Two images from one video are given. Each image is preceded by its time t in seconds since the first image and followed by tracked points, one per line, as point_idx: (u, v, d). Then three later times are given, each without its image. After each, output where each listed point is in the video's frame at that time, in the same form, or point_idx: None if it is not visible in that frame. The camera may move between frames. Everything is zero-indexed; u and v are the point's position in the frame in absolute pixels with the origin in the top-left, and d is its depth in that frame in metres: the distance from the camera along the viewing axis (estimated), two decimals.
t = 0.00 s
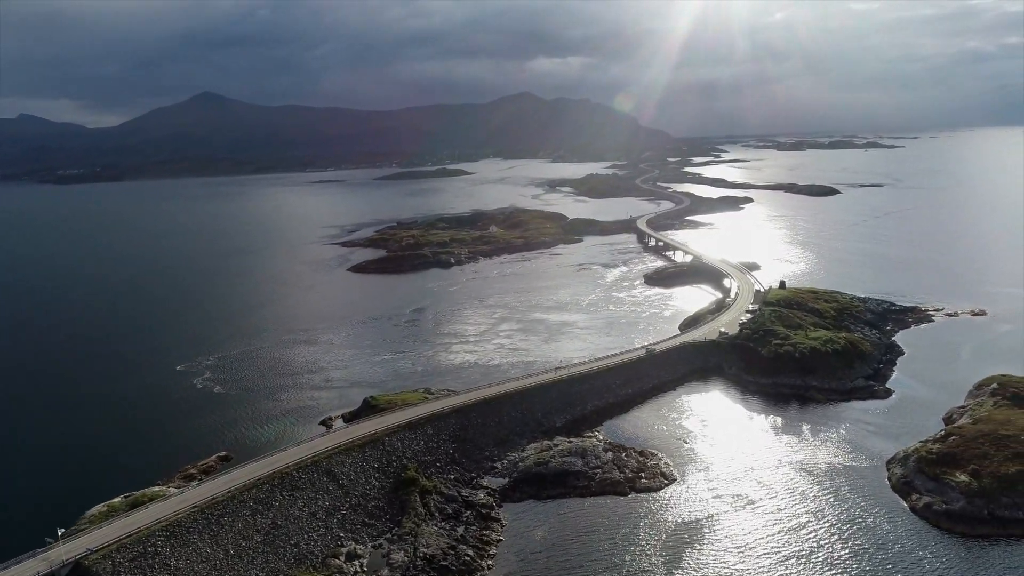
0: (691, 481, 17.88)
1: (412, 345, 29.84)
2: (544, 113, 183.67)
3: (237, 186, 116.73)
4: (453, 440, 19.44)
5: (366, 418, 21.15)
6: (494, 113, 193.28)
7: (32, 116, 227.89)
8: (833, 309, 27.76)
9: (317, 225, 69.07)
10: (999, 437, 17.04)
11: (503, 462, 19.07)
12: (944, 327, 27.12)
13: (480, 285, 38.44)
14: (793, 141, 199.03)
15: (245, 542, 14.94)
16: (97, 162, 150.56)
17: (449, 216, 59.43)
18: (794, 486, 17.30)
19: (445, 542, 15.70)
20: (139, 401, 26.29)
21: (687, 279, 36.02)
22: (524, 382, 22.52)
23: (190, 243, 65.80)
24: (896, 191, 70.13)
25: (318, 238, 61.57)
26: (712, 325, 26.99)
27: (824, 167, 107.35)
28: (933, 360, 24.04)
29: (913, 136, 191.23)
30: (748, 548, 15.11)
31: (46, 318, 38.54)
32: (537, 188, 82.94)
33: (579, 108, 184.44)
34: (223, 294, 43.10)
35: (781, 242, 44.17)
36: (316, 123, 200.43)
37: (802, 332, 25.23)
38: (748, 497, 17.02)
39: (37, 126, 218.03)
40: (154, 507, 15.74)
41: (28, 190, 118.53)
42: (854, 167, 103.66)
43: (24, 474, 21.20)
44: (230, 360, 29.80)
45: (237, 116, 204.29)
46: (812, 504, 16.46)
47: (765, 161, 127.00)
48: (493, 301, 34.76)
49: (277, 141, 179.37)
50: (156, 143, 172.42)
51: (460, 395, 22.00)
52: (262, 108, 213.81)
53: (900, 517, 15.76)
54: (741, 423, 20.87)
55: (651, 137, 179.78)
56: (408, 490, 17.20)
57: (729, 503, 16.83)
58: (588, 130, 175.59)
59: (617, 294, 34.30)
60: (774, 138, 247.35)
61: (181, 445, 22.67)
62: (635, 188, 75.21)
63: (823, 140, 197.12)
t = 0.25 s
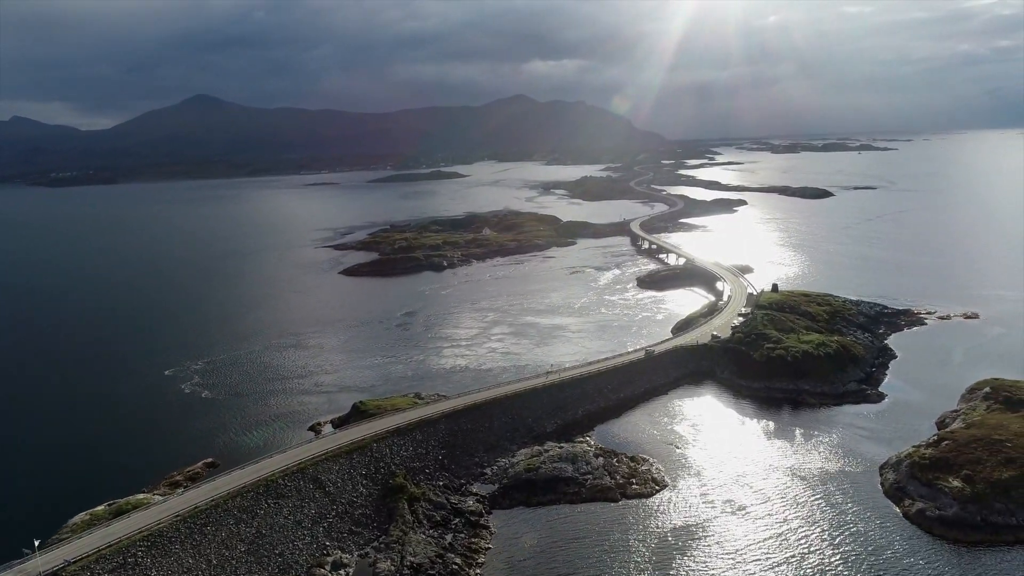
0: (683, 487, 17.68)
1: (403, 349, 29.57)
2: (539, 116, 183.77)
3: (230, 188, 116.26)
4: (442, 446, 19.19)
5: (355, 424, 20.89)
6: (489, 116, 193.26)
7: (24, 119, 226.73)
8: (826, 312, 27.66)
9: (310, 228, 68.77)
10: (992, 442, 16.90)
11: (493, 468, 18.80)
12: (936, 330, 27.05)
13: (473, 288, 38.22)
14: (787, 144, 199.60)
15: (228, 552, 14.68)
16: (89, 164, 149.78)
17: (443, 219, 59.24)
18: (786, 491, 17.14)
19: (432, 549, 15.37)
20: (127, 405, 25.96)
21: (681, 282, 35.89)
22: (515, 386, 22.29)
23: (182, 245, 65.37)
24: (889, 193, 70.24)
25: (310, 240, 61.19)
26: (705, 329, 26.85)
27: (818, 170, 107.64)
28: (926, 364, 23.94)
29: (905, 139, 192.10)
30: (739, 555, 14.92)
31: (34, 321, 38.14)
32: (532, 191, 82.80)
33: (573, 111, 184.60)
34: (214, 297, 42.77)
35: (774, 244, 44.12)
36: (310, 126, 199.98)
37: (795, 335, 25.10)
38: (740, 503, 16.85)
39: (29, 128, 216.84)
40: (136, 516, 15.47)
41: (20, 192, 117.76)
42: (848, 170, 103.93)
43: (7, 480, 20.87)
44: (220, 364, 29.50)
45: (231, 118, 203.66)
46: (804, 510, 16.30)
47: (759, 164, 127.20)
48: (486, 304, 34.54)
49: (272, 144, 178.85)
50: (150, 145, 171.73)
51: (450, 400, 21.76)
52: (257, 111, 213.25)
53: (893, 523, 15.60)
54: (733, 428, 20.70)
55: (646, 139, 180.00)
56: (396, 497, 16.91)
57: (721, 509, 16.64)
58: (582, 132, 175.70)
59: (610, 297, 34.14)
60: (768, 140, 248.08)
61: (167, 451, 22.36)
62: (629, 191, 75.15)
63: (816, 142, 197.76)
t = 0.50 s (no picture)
0: (673, 494, 17.45)
1: (392, 353, 29.30)
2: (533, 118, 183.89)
3: (223, 191, 115.74)
4: (430, 453, 18.92)
5: (342, 431, 20.62)
6: (483, 119, 193.28)
7: (16, 122, 225.50)
8: (818, 315, 27.54)
9: (302, 231, 68.42)
10: (984, 448, 16.75)
11: (481, 475, 18.53)
12: (928, 334, 26.96)
13: (464, 291, 37.98)
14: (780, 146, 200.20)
15: (208, 563, 14.37)
16: (81, 167, 148.93)
17: (435, 222, 59.01)
18: (777, 498, 16.94)
19: (418, 559, 15.06)
20: (112, 413, 25.61)
21: (673, 286, 35.75)
22: (504, 392, 22.05)
23: (172, 249, 64.90)
24: (882, 196, 70.41)
25: (302, 244, 60.80)
26: (697, 333, 26.68)
27: (811, 172, 107.99)
28: (917, 367, 23.83)
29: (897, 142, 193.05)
30: (728, 563, 14.71)
31: (21, 327, 37.70)
32: (525, 193, 82.69)
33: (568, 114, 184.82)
34: (203, 301, 42.40)
35: (767, 247, 44.07)
36: (304, 129, 199.56)
37: (787, 339, 24.95)
38: (730, 510, 16.64)
39: (21, 131, 215.60)
40: (114, 526, 15.16)
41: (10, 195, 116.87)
42: (841, 172, 104.29)
43: None
44: (207, 370, 29.16)
45: (224, 121, 203.04)
46: (795, 517, 16.11)
47: (753, 166, 127.44)
48: (477, 308, 34.30)
49: (265, 146, 178.29)
50: (142, 148, 170.92)
51: (439, 406, 21.49)
52: (250, 114, 212.67)
53: (884, 530, 15.42)
54: (724, 433, 20.51)
55: (640, 142, 180.30)
56: (382, 506, 16.62)
57: (711, 516, 16.43)
58: (577, 135, 175.89)
59: (601, 301, 33.96)
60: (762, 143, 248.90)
61: (152, 459, 22.02)
62: (622, 194, 75.09)
63: (809, 145, 198.50)
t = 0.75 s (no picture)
0: (665, 500, 17.24)
1: (384, 357, 29.04)
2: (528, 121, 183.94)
3: (217, 194, 115.25)
4: (419, 459, 18.66)
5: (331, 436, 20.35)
6: (478, 121, 193.26)
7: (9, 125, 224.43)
8: (811, 318, 27.42)
9: (295, 234, 68.10)
10: (978, 453, 16.60)
11: (471, 482, 18.28)
12: (922, 337, 26.87)
13: (457, 295, 37.75)
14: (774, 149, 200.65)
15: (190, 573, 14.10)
16: (74, 170, 148.18)
17: (429, 225, 58.78)
18: (770, 504, 16.75)
19: (405, 568, 14.78)
20: (99, 418, 25.28)
21: (667, 288, 35.60)
22: (495, 396, 21.81)
23: (165, 252, 64.48)
24: (875, 199, 70.50)
25: (295, 247, 60.47)
26: (690, 336, 26.52)
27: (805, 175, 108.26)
28: (911, 371, 23.72)
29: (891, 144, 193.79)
30: (720, 571, 14.51)
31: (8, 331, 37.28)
32: (520, 196, 82.54)
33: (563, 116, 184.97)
34: (194, 304, 42.05)
35: (761, 250, 43.98)
36: (299, 131, 199.13)
37: (780, 343, 24.81)
38: (722, 516, 16.45)
39: (14, 133, 214.59)
40: (96, 535, 14.89)
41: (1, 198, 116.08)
42: (835, 175, 104.53)
43: None
44: (197, 374, 28.86)
45: (219, 123, 202.43)
46: (787, 523, 15.92)
47: (747, 169, 127.63)
48: (469, 312, 34.07)
49: (260, 149, 177.79)
50: (136, 151, 170.23)
51: (429, 411, 21.23)
52: (245, 116, 212.19)
53: (878, 537, 15.24)
54: (717, 438, 20.32)
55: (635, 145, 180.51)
56: (369, 513, 16.35)
57: (702, 522, 16.23)
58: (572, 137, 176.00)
59: (595, 304, 33.77)
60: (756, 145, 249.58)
61: (138, 465, 21.69)
62: (617, 196, 74.99)
63: (804, 148, 199.10)
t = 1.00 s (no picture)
0: (656, 506, 17.03)
1: (374, 362, 28.77)
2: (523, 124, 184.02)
3: (209, 197, 114.74)
4: (406, 467, 18.41)
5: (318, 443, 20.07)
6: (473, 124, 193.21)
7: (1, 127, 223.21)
8: (804, 322, 27.29)
9: (288, 237, 67.76)
10: (971, 459, 16.45)
11: (459, 489, 18.02)
12: (914, 340, 26.77)
13: (449, 298, 37.51)
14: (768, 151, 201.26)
15: None
16: (66, 173, 147.31)
17: (422, 228, 58.57)
18: (761, 511, 16.55)
19: None
20: (83, 424, 24.92)
21: (659, 292, 35.44)
22: (485, 402, 21.57)
23: (156, 255, 64.04)
24: (868, 202, 70.63)
25: (288, 250, 60.12)
26: (682, 340, 26.35)
27: (798, 177, 108.51)
28: (903, 374, 23.62)
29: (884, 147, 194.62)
30: None
31: None
32: (514, 199, 82.39)
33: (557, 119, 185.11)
34: (184, 308, 41.68)
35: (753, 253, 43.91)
36: (293, 134, 198.69)
37: (772, 347, 24.67)
38: (712, 523, 16.25)
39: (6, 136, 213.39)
40: (74, 546, 14.57)
41: None
42: (828, 178, 104.79)
43: None
44: (184, 379, 28.52)
45: (212, 126, 201.74)
46: (778, 530, 15.72)
47: (741, 172, 127.87)
48: (461, 315, 33.83)
49: (253, 152, 177.24)
50: (129, 153, 169.44)
51: (417, 417, 20.97)
52: (239, 119, 211.62)
53: (870, 544, 15.06)
54: (709, 444, 20.12)
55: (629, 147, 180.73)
56: (355, 522, 16.07)
57: (692, 529, 16.04)
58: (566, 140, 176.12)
59: (587, 308, 33.58)
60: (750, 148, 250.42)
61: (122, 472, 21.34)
62: (611, 199, 74.92)
63: (797, 152, 199.82)
